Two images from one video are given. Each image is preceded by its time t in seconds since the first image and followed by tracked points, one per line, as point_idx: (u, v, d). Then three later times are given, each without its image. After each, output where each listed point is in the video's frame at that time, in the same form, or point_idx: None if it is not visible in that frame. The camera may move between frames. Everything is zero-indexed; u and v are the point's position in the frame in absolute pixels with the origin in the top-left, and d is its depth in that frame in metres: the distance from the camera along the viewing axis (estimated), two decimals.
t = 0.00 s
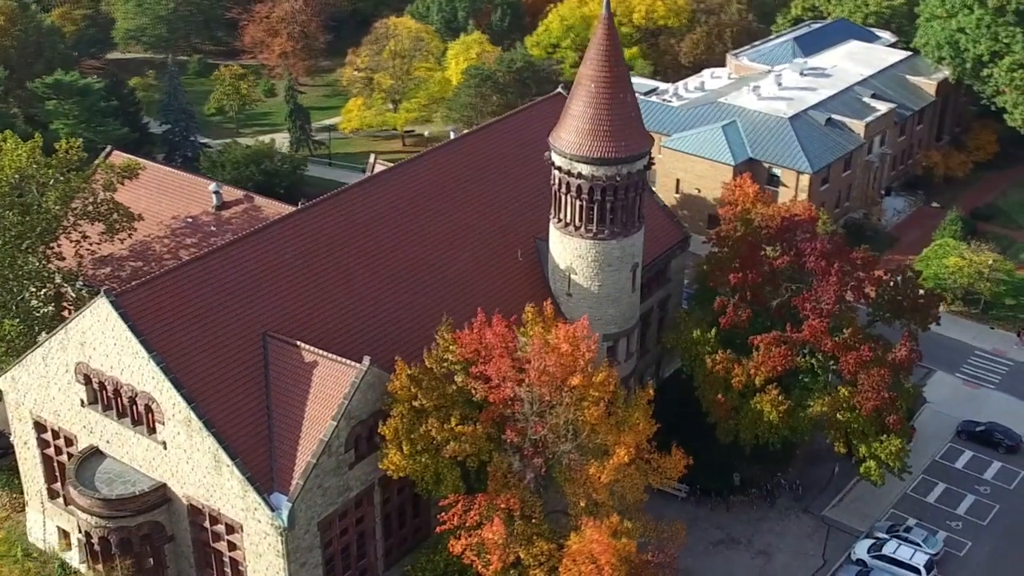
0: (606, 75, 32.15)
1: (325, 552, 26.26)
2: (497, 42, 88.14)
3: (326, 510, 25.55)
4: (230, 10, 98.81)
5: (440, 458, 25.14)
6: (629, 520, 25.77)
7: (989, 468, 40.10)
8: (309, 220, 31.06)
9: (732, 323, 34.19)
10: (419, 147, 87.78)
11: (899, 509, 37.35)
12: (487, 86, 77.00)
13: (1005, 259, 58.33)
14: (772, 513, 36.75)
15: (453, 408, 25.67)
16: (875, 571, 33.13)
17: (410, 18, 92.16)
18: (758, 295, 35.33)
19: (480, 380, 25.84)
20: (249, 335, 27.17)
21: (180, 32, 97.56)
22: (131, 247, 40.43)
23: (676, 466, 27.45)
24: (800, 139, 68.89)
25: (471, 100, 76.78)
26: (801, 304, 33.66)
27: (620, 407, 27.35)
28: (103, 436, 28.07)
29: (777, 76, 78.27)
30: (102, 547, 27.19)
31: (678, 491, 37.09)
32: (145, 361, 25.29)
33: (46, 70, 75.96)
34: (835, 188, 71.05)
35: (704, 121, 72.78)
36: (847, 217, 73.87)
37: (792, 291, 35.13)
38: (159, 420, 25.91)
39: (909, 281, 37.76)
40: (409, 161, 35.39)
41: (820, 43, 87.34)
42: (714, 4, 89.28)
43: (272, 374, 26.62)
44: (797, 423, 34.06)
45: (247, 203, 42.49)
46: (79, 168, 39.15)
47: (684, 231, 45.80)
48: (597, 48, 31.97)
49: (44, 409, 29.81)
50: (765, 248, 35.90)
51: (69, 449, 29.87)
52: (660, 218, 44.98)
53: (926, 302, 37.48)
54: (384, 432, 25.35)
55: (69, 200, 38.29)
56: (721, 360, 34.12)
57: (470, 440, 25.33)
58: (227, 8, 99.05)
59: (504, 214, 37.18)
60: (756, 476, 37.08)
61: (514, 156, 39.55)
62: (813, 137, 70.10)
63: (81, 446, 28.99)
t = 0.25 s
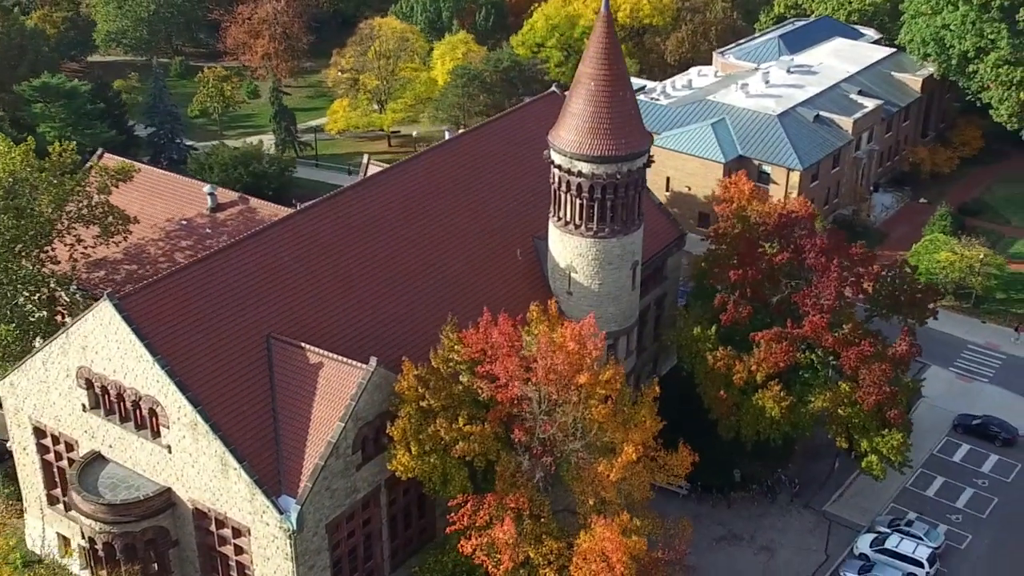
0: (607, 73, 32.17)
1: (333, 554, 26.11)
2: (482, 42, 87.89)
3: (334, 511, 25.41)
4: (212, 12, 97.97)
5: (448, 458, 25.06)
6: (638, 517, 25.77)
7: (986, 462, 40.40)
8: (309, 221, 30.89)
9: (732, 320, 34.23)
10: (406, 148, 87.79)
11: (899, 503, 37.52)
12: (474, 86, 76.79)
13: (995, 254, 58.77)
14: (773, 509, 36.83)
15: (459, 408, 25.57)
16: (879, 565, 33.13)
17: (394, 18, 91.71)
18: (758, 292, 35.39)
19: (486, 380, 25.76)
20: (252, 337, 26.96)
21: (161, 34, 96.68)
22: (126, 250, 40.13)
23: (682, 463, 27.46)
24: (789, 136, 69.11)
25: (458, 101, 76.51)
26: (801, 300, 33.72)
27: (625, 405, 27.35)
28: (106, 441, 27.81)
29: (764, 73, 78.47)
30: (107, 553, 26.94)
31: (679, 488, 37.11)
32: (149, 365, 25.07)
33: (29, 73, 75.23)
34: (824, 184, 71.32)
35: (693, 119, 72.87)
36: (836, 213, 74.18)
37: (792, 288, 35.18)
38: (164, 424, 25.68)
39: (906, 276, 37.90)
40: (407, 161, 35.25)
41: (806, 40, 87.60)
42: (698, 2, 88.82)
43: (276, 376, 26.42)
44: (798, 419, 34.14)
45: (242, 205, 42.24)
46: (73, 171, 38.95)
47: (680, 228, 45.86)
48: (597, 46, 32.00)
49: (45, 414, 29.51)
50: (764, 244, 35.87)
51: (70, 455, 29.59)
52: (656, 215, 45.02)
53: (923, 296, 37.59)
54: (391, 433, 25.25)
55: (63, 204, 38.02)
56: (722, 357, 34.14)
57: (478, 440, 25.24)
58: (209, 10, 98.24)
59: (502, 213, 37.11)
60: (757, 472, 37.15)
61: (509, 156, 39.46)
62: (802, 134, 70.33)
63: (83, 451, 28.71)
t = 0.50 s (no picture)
0: (601, 70, 32.13)
1: (336, 557, 25.97)
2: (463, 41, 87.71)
3: (337, 514, 25.27)
4: (189, 13, 97.18)
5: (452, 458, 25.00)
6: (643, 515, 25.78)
7: (979, 454, 40.79)
8: (304, 223, 30.73)
9: (728, 316, 34.33)
10: (388, 148, 87.53)
11: (894, 496, 37.78)
12: (458, 85, 76.56)
13: (980, 247, 59.35)
14: (770, 504, 36.94)
15: (462, 408, 25.49)
16: (878, 558, 33.45)
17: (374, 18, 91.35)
18: (753, 288, 35.51)
19: (488, 379, 25.70)
20: (252, 339, 26.78)
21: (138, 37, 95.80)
22: (116, 253, 39.77)
23: (685, 460, 27.49)
24: (774, 132, 69.41)
25: (441, 100, 76.21)
26: (796, 295, 33.86)
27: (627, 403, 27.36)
28: (103, 447, 27.52)
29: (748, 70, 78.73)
30: (106, 560, 26.64)
31: (676, 485, 37.16)
32: (149, 369, 24.85)
33: (9, 77, 74.44)
34: (809, 180, 71.63)
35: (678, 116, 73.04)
36: (821, 209, 74.54)
37: (787, 283, 35.34)
38: (164, 429, 25.46)
39: (898, 270, 38.12)
40: (400, 161, 35.11)
41: (787, 37, 87.91)
42: None
43: (277, 379, 26.25)
44: (795, 414, 34.28)
45: (233, 206, 41.91)
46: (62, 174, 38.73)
47: (671, 225, 45.91)
48: (592, 43, 31.99)
49: (39, 421, 29.16)
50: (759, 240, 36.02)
51: (66, 461, 29.26)
52: (648, 213, 45.08)
53: (915, 290, 37.83)
54: (394, 434, 25.17)
55: (52, 207, 37.71)
56: (718, 353, 34.23)
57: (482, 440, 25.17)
58: (187, 12, 97.46)
59: (495, 212, 37.05)
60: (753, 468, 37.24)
61: (500, 154, 39.41)
62: (787, 130, 70.66)
63: (79, 458, 28.39)
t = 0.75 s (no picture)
0: (599, 68, 32.09)
1: (342, 561, 25.81)
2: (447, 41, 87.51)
3: (343, 518, 25.11)
4: (169, 15, 96.39)
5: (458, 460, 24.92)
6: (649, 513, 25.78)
7: (974, 448, 41.20)
8: (303, 225, 30.53)
9: (727, 314, 34.37)
10: (373, 150, 87.34)
11: (893, 491, 38.04)
12: (444, 86, 76.35)
13: (969, 242, 59.78)
14: (769, 501, 37.03)
15: (468, 409, 25.40)
16: (879, 553, 33.61)
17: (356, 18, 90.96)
18: (751, 285, 35.58)
19: (493, 380, 25.64)
20: (254, 343, 26.58)
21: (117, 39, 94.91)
22: (108, 258, 39.41)
23: (689, 458, 27.52)
24: (762, 130, 69.64)
25: (427, 100, 75.93)
26: (795, 292, 33.99)
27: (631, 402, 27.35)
28: (104, 453, 27.26)
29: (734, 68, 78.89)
30: (109, 568, 26.37)
31: (675, 484, 37.17)
32: (151, 374, 24.63)
33: None
34: (797, 177, 71.87)
35: (665, 114, 73.13)
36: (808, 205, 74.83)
37: (786, 280, 35.39)
38: (167, 434, 25.24)
39: (892, 266, 38.28)
40: (397, 161, 34.94)
41: (771, 35, 88.18)
42: None
43: (280, 382, 26.07)
44: (795, 410, 34.38)
45: (225, 209, 41.61)
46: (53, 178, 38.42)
47: (665, 224, 45.95)
48: (589, 41, 31.95)
49: (37, 428, 28.85)
50: (755, 237, 36.04)
51: (64, 468, 28.97)
52: (641, 211, 45.13)
53: (911, 286, 38.00)
54: (400, 437, 25.10)
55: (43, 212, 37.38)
56: (717, 350, 34.28)
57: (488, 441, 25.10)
58: (167, 14, 96.67)
59: (492, 212, 36.97)
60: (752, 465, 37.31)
61: (496, 154, 39.30)
62: (775, 127, 70.91)
63: (79, 465, 28.11)
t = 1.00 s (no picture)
0: (597, 68, 32.03)
1: (348, 566, 25.65)
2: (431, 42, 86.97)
3: (349, 522, 24.95)
4: (150, 18, 95.38)
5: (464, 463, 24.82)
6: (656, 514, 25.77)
7: (969, 443, 41.77)
8: (301, 228, 30.32)
9: (726, 312, 34.39)
10: (358, 151, 87.06)
11: (891, 488, 38.35)
12: (430, 86, 76.13)
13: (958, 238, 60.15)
14: (769, 499, 37.11)
15: (473, 411, 25.29)
16: (880, 549, 33.85)
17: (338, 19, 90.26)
18: (748, 283, 35.61)
19: (497, 381, 25.54)
20: (255, 347, 26.35)
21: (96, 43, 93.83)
22: (101, 263, 39.03)
23: (694, 458, 27.53)
24: (750, 128, 69.78)
25: (413, 102, 75.78)
26: (793, 290, 34.05)
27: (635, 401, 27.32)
28: (103, 460, 26.95)
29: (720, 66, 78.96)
30: None
31: (675, 483, 37.15)
32: (153, 379, 24.37)
33: None
34: (786, 175, 72.03)
35: (654, 113, 73.12)
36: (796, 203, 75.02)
37: (785, 277, 35.35)
38: (169, 440, 24.98)
39: (887, 263, 38.42)
40: (393, 162, 34.77)
41: (756, 33, 88.32)
42: None
43: (283, 386, 25.86)
44: (794, 408, 34.44)
45: (218, 212, 41.24)
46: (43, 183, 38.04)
47: (659, 223, 45.94)
48: (586, 41, 31.89)
49: (35, 436, 28.49)
50: (752, 234, 35.99)
51: (63, 476, 28.65)
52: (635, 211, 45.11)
53: (905, 282, 38.14)
54: (405, 440, 24.97)
55: (35, 217, 37.02)
56: (716, 349, 34.28)
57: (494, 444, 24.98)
58: (147, 16, 95.61)
59: (488, 213, 36.87)
60: (751, 463, 37.36)
61: (490, 154, 39.18)
62: (763, 125, 71.09)
63: (78, 472, 27.78)
